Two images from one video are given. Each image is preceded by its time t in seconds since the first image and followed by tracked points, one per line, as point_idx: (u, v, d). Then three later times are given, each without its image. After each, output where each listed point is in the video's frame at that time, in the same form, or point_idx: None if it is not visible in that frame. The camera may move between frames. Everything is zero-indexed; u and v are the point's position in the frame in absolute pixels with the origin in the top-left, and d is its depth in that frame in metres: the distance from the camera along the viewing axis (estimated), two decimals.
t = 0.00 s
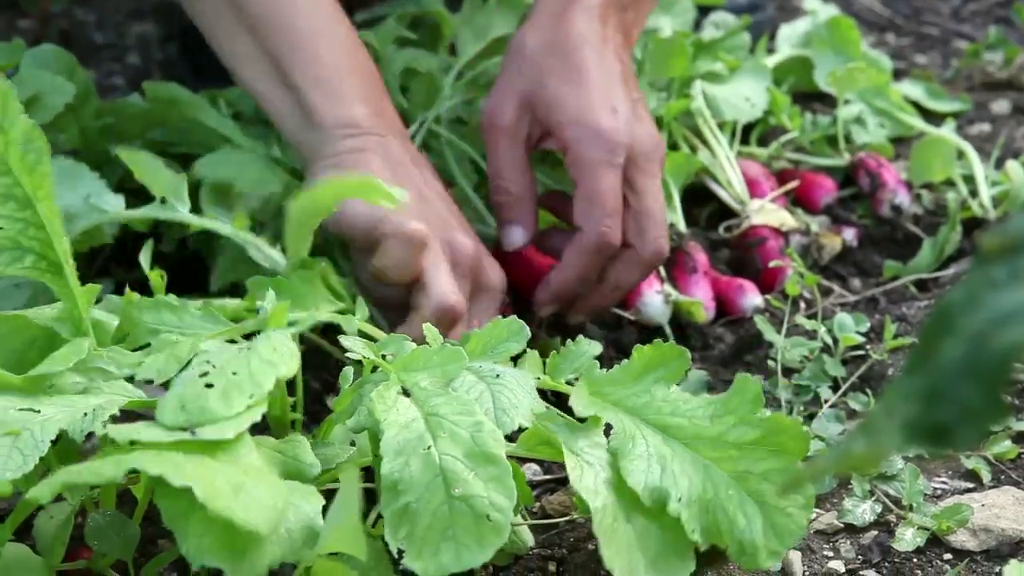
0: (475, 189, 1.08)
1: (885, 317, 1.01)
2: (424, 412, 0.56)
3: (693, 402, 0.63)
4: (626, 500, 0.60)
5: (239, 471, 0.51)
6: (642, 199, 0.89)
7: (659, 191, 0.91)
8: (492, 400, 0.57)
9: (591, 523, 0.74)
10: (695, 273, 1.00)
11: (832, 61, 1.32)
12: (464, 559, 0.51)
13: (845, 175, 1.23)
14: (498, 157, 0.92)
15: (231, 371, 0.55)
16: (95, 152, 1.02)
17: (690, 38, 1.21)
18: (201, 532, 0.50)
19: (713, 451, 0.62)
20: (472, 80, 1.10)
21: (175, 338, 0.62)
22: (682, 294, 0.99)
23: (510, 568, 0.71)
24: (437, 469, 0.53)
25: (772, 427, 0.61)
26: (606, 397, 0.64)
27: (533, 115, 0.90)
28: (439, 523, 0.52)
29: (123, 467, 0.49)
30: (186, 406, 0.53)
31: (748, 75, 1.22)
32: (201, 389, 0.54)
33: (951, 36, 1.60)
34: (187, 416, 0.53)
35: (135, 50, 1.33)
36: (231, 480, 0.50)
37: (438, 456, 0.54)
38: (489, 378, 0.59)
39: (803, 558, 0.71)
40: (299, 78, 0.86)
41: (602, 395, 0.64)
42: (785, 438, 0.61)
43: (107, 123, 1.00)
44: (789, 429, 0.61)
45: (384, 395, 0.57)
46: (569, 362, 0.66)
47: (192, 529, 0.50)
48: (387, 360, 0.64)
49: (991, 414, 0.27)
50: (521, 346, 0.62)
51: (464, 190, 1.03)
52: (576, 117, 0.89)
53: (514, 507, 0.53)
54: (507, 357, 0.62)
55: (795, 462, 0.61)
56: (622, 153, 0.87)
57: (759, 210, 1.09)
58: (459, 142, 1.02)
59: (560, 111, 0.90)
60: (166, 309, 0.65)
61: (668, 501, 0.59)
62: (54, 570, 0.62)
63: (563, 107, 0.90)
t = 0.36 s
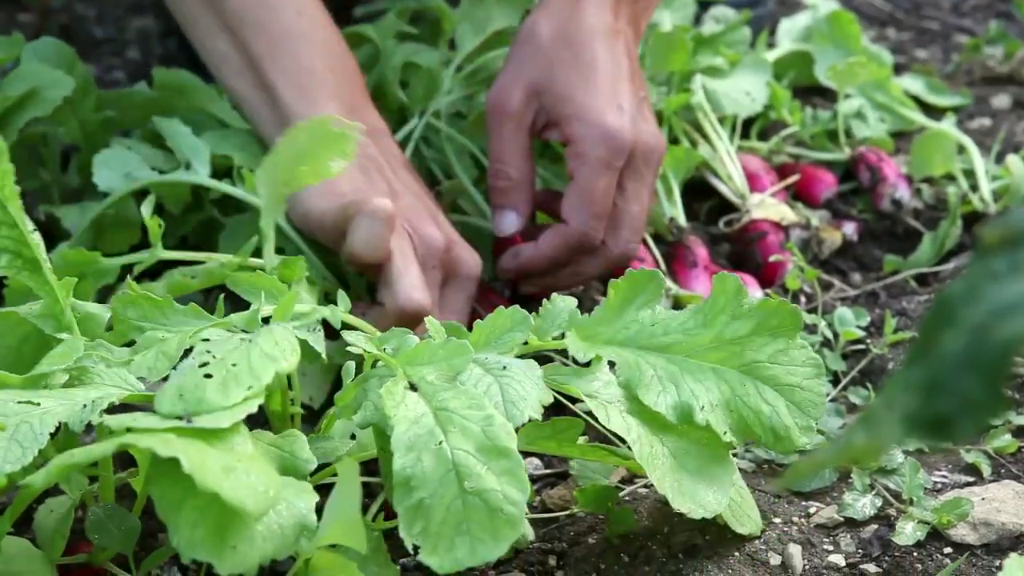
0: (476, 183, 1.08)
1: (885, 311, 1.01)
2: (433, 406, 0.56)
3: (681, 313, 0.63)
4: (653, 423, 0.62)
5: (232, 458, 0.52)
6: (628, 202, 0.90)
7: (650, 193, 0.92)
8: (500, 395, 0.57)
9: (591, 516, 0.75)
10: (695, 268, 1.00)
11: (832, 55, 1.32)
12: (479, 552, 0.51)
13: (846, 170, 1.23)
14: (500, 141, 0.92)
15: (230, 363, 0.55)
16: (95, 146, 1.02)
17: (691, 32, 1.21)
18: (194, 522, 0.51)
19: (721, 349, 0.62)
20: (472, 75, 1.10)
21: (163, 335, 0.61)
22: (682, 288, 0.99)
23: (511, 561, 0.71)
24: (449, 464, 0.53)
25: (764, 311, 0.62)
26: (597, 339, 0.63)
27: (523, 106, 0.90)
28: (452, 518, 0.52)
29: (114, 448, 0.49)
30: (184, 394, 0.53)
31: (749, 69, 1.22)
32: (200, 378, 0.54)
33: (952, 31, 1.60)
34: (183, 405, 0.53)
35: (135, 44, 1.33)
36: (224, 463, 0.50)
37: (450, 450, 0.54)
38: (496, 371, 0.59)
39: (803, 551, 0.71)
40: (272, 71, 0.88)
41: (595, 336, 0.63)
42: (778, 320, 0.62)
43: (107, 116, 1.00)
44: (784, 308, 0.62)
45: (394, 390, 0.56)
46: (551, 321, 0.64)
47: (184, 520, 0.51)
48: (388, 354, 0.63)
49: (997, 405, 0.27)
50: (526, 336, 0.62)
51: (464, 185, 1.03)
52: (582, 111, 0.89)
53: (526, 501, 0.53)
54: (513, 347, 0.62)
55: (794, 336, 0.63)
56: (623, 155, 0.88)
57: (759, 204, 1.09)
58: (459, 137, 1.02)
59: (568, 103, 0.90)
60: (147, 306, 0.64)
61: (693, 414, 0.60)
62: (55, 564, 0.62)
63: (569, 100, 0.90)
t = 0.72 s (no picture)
0: (475, 179, 1.08)
1: (885, 307, 1.01)
2: (433, 401, 0.56)
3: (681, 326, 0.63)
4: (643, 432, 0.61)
5: (233, 449, 0.52)
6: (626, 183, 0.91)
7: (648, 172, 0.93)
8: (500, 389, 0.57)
9: (591, 512, 0.75)
10: (695, 263, 1.01)
11: (832, 50, 1.32)
12: (481, 548, 0.51)
13: (845, 165, 1.23)
14: (498, 119, 0.91)
15: (227, 355, 0.55)
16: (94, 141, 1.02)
17: (691, 28, 1.21)
18: (192, 517, 0.50)
19: (716, 365, 0.62)
20: (471, 70, 1.10)
21: (160, 332, 0.61)
22: (682, 284, 0.99)
23: (510, 557, 0.71)
24: (450, 459, 0.53)
25: (762, 329, 0.62)
26: (594, 343, 0.64)
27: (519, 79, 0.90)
28: (453, 513, 0.52)
29: (114, 442, 0.49)
30: (181, 386, 0.53)
31: (748, 65, 1.22)
32: (197, 371, 0.54)
33: (952, 27, 1.60)
34: (181, 397, 0.53)
35: (135, 40, 1.33)
36: (222, 455, 0.50)
37: (450, 445, 0.54)
38: (497, 366, 0.59)
39: (802, 547, 0.71)
40: (244, 42, 0.86)
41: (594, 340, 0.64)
42: (776, 337, 0.61)
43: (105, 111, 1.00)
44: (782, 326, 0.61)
45: (393, 385, 0.56)
46: (549, 322, 0.65)
47: (183, 514, 0.51)
48: (387, 349, 0.64)
49: (997, 400, 0.27)
50: (525, 331, 0.62)
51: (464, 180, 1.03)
52: (582, 92, 0.89)
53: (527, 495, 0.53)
54: (513, 343, 0.62)
55: (792, 358, 0.62)
56: (622, 138, 0.88)
57: (759, 199, 1.09)
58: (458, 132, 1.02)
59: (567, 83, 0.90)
60: (144, 302, 0.64)
61: (682, 426, 0.60)
62: (54, 559, 0.62)
63: (569, 80, 0.89)
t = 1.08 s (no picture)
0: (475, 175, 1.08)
1: (885, 303, 1.01)
2: (427, 400, 0.56)
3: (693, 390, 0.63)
4: (617, 491, 0.60)
5: (233, 444, 0.51)
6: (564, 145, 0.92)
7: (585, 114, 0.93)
8: (494, 390, 0.58)
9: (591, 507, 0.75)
10: (694, 259, 1.01)
11: (832, 46, 1.32)
12: (471, 549, 0.51)
13: (845, 162, 1.23)
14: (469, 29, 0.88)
15: (226, 348, 0.55)
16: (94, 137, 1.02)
17: (691, 25, 1.21)
18: (190, 509, 0.50)
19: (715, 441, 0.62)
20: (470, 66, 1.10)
21: (171, 326, 0.61)
22: (682, 280, 0.99)
23: (511, 553, 0.71)
24: (441, 459, 0.53)
25: (772, 419, 0.61)
26: (602, 380, 0.64)
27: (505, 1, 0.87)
28: (442, 512, 0.52)
29: (115, 439, 0.49)
30: (181, 380, 0.53)
31: (748, 62, 1.22)
32: (197, 365, 0.54)
33: (952, 23, 1.60)
34: (181, 391, 0.53)
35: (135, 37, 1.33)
36: (223, 450, 0.50)
37: (442, 444, 0.53)
38: (493, 368, 0.59)
39: (803, 543, 0.71)
40: None
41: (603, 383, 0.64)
42: (784, 432, 0.61)
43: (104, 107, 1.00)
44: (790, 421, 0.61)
45: (388, 384, 0.56)
46: (570, 347, 0.66)
47: (182, 507, 0.50)
48: (388, 346, 0.63)
49: (996, 395, 0.27)
50: (525, 334, 0.62)
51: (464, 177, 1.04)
52: (552, 48, 0.87)
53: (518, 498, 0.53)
54: (511, 345, 0.62)
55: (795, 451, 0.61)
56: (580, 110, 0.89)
57: (759, 197, 1.09)
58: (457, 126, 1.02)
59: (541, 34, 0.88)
60: (156, 295, 0.64)
61: (661, 491, 0.59)
62: (54, 555, 0.62)
63: (546, 28, 0.87)
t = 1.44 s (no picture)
0: (475, 174, 1.08)
1: (885, 301, 1.01)
2: (428, 397, 0.56)
3: (702, 344, 0.62)
4: (653, 459, 0.60)
5: (232, 443, 0.51)
6: None
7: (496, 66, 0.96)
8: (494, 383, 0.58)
9: (591, 506, 0.75)
10: (694, 257, 1.01)
11: (832, 45, 1.32)
12: (473, 547, 0.51)
13: (845, 160, 1.23)
14: None
15: (227, 347, 0.55)
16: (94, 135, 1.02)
17: (691, 23, 1.21)
18: (191, 509, 0.50)
19: (743, 387, 0.60)
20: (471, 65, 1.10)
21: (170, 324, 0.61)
22: (682, 278, 0.99)
23: (511, 551, 0.71)
24: (442, 456, 0.53)
25: (783, 357, 0.60)
26: (615, 354, 0.64)
27: None
28: (445, 510, 0.52)
29: (115, 436, 0.49)
30: (181, 379, 0.53)
31: (749, 60, 1.22)
32: (197, 364, 0.54)
33: (952, 21, 1.60)
34: (181, 389, 0.53)
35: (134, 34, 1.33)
36: (222, 448, 0.50)
37: (443, 442, 0.54)
38: (494, 365, 0.59)
39: (803, 542, 0.71)
40: None
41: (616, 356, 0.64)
42: (797, 367, 0.60)
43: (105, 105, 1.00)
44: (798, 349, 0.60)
45: (388, 381, 0.57)
46: (572, 329, 0.66)
47: (183, 506, 0.50)
48: (388, 345, 0.63)
49: (998, 390, 0.27)
50: (525, 331, 0.62)
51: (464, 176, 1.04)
52: None
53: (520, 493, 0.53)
54: (511, 343, 0.62)
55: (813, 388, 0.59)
56: None
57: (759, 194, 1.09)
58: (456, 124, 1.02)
59: None
60: (157, 293, 0.64)
61: (692, 453, 0.59)
62: (54, 553, 0.62)
63: None
